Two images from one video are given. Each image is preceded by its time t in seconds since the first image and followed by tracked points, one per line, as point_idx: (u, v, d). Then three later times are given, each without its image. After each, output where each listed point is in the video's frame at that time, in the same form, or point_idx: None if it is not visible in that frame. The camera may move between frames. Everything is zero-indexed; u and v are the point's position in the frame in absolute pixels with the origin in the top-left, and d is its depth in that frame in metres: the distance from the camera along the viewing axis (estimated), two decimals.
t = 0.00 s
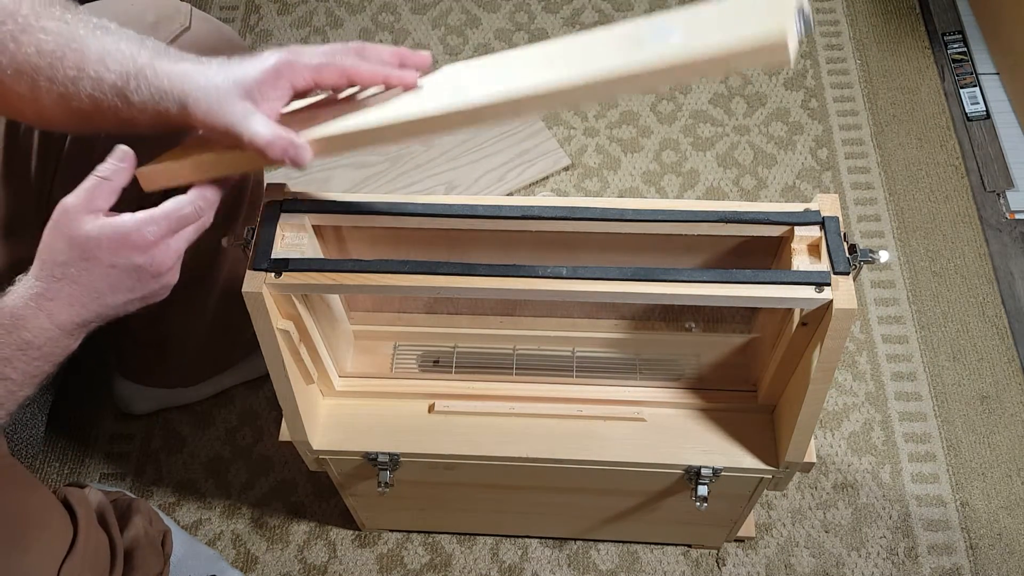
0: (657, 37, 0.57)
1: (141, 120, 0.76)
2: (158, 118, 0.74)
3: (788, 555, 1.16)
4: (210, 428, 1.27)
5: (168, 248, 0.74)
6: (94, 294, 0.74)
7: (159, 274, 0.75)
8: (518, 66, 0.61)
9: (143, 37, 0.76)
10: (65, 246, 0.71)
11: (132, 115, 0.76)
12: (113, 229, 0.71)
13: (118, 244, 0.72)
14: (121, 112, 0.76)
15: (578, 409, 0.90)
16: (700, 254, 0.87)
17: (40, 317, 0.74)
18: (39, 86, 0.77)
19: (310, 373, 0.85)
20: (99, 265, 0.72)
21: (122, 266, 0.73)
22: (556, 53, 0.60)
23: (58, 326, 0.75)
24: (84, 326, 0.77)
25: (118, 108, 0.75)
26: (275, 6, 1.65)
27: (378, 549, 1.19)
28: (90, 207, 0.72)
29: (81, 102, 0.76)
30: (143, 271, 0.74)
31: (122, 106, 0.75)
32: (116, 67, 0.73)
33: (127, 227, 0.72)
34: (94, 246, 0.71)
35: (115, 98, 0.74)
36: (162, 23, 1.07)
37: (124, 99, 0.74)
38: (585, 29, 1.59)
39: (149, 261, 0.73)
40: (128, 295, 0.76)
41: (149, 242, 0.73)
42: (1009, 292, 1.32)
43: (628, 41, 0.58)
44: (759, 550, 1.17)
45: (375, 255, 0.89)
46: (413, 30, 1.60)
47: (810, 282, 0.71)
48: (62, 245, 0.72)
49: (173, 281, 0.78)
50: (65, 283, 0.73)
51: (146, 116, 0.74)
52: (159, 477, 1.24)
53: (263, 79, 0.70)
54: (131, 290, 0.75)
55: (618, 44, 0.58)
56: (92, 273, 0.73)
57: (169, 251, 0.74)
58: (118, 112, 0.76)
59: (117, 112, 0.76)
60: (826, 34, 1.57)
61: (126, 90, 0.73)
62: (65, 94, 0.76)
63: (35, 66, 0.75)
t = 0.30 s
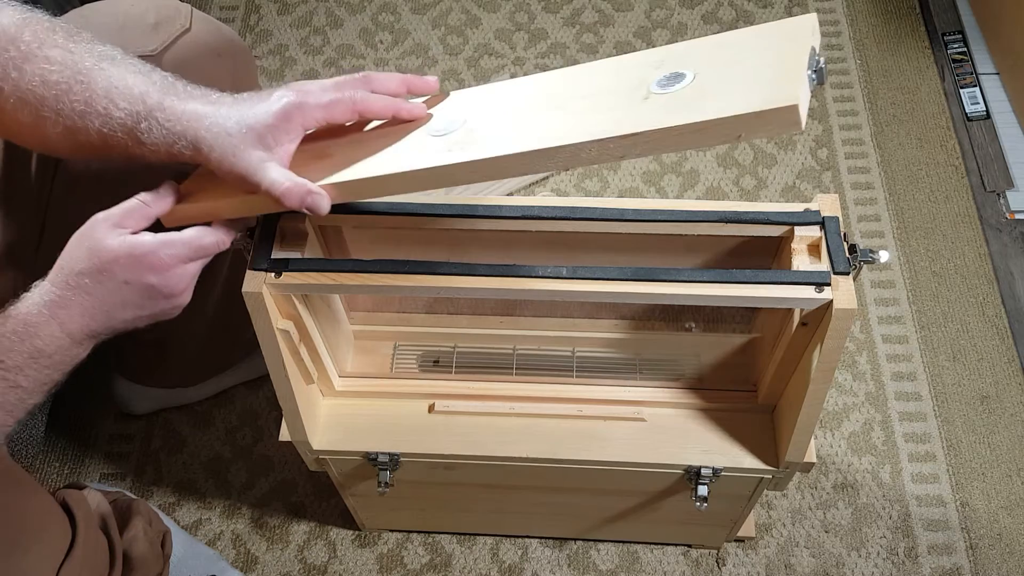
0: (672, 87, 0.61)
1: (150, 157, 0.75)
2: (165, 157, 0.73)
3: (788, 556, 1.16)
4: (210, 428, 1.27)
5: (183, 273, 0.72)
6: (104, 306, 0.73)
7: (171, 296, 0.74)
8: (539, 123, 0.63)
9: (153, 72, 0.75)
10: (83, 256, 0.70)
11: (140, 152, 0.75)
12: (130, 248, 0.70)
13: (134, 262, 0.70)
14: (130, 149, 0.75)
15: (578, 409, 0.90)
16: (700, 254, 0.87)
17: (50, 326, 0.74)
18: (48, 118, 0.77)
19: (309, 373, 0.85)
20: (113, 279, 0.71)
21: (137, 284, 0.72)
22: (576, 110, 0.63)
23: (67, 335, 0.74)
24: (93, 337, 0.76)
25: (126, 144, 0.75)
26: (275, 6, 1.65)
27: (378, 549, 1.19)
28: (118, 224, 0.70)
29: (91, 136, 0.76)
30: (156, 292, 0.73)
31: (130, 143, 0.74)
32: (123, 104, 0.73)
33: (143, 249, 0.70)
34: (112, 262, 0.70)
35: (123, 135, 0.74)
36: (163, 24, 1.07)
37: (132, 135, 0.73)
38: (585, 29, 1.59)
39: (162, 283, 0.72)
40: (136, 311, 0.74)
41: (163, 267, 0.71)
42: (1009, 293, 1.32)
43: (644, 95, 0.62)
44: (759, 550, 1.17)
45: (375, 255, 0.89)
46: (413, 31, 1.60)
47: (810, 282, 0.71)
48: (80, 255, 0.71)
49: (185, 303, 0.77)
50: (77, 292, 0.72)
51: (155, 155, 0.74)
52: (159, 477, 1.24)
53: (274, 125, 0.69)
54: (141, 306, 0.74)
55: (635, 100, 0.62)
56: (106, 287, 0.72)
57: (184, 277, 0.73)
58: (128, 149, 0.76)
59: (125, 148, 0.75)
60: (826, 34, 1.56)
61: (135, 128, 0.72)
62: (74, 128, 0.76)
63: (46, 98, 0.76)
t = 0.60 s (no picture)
0: (691, 103, 0.61)
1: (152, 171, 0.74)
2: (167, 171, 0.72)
3: (788, 556, 1.16)
4: (210, 428, 1.27)
5: (204, 290, 0.72)
6: (126, 325, 0.73)
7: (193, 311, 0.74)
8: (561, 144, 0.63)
9: (151, 83, 0.74)
10: (105, 278, 0.69)
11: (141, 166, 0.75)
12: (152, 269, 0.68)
13: (156, 283, 0.69)
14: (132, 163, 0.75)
15: (578, 409, 0.90)
16: (700, 254, 0.87)
17: (71, 345, 0.73)
18: (48, 132, 0.78)
19: (310, 373, 0.85)
20: (135, 300, 0.70)
21: (160, 303, 0.71)
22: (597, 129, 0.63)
23: (89, 354, 0.74)
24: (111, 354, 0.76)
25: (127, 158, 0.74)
26: (275, 6, 1.65)
27: (378, 549, 1.19)
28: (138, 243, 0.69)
29: (92, 149, 0.76)
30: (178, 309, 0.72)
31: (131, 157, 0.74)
32: (123, 119, 0.72)
33: (167, 269, 0.69)
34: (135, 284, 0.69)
35: (125, 150, 0.73)
36: (163, 25, 1.07)
37: (133, 150, 0.72)
38: (585, 29, 1.60)
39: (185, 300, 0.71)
40: (157, 327, 0.74)
41: (186, 285, 0.70)
42: (1009, 293, 1.32)
43: (664, 110, 0.61)
44: (759, 550, 1.17)
45: (375, 256, 0.89)
46: (413, 31, 1.60)
47: (809, 282, 0.71)
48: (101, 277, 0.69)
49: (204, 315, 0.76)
50: (99, 312, 0.71)
51: (158, 170, 0.73)
52: (159, 477, 1.24)
53: (278, 141, 0.67)
54: (162, 322, 0.74)
55: (655, 116, 0.61)
56: (129, 307, 0.71)
57: (206, 292, 0.72)
58: (129, 162, 0.75)
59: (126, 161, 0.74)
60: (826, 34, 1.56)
61: (135, 142, 0.72)
62: (74, 141, 0.76)
63: (45, 113, 0.76)
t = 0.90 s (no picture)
0: (730, 178, 0.61)
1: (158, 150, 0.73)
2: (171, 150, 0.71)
3: (788, 556, 1.16)
4: (210, 428, 1.27)
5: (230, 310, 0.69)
6: (153, 351, 0.71)
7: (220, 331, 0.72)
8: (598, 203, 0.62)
9: (156, 61, 0.73)
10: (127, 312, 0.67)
11: (148, 145, 0.74)
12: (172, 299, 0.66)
13: (181, 313, 0.67)
14: (137, 142, 0.74)
15: (578, 409, 0.90)
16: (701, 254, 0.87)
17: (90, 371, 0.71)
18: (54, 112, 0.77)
19: (310, 374, 0.86)
20: (162, 330, 0.68)
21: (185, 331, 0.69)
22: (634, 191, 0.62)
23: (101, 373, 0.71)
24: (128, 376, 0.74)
25: (133, 137, 0.73)
26: (275, 6, 1.64)
27: (378, 549, 1.18)
28: (156, 272, 0.66)
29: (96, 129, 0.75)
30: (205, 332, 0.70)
31: (137, 136, 0.73)
32: (128, 98, 0.71)
33: (188, 297, 0.67)
34: (156, 316, 0.67)
35: (130, 129, 0.72)
36: (162, 24, 1.07)
37: (138, 130, 0.71)
38: (584, 29, 1.59)
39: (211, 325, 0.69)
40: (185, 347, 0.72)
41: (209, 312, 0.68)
42: (1010, 292, 1.32)
43: (701, 184, 0.62)
44: (759, 550, 1.17)
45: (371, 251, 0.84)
46: (413, 30, 1.60)
47: (810, 281, 0.70)
48: (122, 310, 0.67)
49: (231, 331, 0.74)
50: (126, 345, 0.70)
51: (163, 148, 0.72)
52: (159, 477, 1.24)
53: (286, 130, 0.65)
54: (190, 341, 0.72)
55: (694, 190, 0.62)
56: (154, 338, 0.69)
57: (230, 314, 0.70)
58: (134, 140, 0.75)
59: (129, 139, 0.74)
60: (826, 33, 1.56)
61: (140, 121, 0.71)
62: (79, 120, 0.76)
63: (50, 93, 0.76)
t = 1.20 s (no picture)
0: (734, 176, 0.65)
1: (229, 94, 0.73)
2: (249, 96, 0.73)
3: (788, 556, 1.16)
4: (210, 428, 1.27)
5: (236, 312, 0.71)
6: (159, 351, 0.72)
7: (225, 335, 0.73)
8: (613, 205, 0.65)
9: None
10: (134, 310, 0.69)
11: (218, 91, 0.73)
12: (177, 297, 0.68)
13: (185, 312, 0.69)
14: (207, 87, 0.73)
15: (578, 409, 0.90)
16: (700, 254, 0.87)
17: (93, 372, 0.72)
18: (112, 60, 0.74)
19: (310, 374, 0.86)
20: (168, 329, 0.70)
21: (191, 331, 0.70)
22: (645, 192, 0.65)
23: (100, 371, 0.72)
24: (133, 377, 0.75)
25: (203, 82, 0.73)
26: (275, 5, 1.64)
27: (378, 549, 1.18)
28: (163, 272, 0.68)
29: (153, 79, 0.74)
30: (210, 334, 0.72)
31: (208, 81, 0.72)
32: (200, 40, 0.70)
33: (192, 297, 0.68)
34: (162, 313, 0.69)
35: (202, 74, 0.72)
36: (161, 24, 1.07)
37: (212, 75, 0.71)
38: (584, 29, 1.59)
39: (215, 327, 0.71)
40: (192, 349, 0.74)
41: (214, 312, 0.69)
42: (1010, 292, 1.32)
43: (704, 184, 0.65)
44: (759, 550, 1.17)
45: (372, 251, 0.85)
46: (413, 30, 1.60)
47: (810, 282, 0.70)
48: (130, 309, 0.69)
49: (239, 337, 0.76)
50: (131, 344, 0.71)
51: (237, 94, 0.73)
52: (159, 477, 1.24)
53: (363, 88, 0.68)
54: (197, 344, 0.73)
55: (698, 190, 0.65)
56: (160, 337, 0.70)
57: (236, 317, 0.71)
58: (200, 87, 0.74)
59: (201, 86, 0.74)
60: (826, 33, 1.56)
61: (217, 66, 0.71)
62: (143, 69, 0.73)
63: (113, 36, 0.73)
